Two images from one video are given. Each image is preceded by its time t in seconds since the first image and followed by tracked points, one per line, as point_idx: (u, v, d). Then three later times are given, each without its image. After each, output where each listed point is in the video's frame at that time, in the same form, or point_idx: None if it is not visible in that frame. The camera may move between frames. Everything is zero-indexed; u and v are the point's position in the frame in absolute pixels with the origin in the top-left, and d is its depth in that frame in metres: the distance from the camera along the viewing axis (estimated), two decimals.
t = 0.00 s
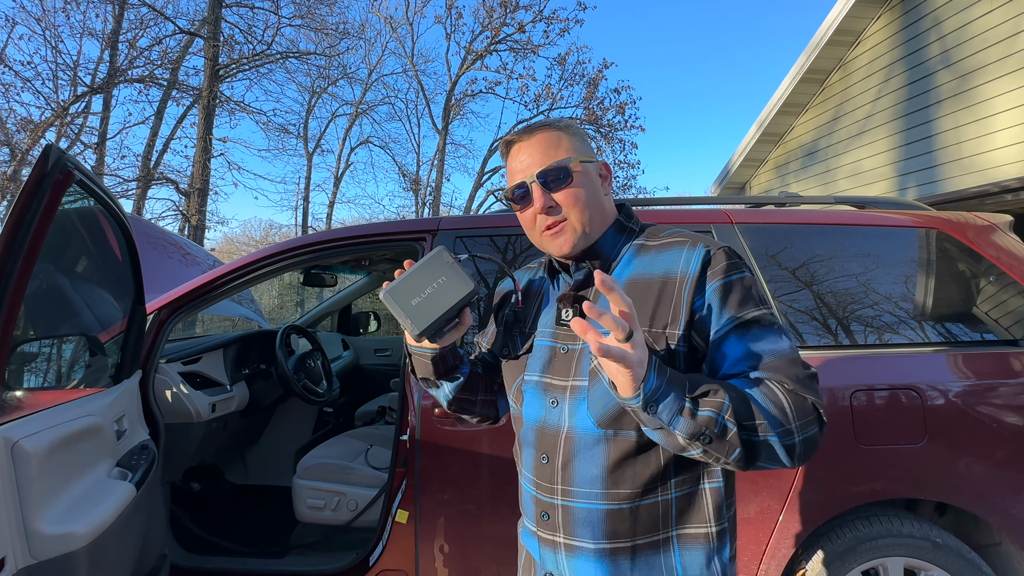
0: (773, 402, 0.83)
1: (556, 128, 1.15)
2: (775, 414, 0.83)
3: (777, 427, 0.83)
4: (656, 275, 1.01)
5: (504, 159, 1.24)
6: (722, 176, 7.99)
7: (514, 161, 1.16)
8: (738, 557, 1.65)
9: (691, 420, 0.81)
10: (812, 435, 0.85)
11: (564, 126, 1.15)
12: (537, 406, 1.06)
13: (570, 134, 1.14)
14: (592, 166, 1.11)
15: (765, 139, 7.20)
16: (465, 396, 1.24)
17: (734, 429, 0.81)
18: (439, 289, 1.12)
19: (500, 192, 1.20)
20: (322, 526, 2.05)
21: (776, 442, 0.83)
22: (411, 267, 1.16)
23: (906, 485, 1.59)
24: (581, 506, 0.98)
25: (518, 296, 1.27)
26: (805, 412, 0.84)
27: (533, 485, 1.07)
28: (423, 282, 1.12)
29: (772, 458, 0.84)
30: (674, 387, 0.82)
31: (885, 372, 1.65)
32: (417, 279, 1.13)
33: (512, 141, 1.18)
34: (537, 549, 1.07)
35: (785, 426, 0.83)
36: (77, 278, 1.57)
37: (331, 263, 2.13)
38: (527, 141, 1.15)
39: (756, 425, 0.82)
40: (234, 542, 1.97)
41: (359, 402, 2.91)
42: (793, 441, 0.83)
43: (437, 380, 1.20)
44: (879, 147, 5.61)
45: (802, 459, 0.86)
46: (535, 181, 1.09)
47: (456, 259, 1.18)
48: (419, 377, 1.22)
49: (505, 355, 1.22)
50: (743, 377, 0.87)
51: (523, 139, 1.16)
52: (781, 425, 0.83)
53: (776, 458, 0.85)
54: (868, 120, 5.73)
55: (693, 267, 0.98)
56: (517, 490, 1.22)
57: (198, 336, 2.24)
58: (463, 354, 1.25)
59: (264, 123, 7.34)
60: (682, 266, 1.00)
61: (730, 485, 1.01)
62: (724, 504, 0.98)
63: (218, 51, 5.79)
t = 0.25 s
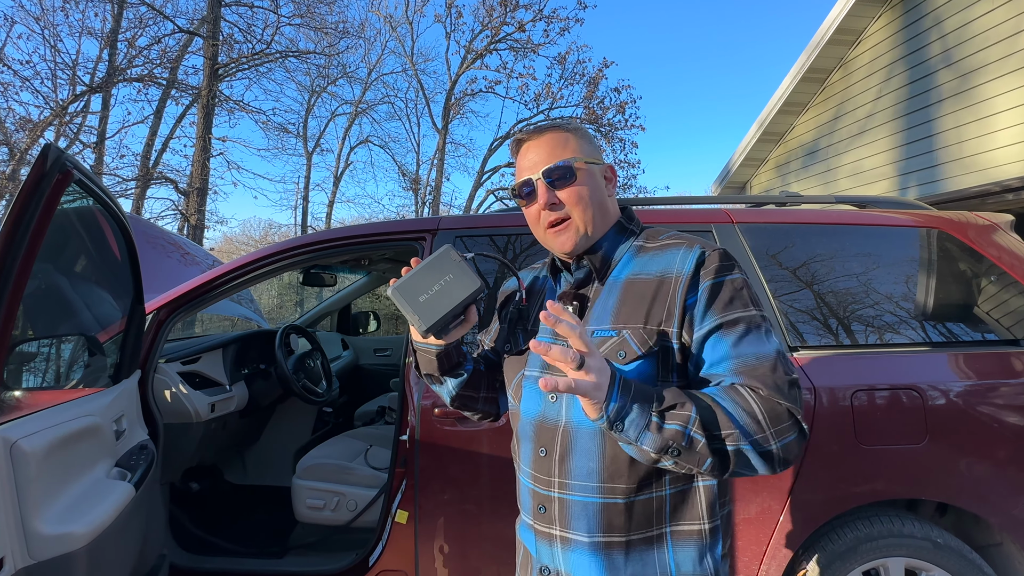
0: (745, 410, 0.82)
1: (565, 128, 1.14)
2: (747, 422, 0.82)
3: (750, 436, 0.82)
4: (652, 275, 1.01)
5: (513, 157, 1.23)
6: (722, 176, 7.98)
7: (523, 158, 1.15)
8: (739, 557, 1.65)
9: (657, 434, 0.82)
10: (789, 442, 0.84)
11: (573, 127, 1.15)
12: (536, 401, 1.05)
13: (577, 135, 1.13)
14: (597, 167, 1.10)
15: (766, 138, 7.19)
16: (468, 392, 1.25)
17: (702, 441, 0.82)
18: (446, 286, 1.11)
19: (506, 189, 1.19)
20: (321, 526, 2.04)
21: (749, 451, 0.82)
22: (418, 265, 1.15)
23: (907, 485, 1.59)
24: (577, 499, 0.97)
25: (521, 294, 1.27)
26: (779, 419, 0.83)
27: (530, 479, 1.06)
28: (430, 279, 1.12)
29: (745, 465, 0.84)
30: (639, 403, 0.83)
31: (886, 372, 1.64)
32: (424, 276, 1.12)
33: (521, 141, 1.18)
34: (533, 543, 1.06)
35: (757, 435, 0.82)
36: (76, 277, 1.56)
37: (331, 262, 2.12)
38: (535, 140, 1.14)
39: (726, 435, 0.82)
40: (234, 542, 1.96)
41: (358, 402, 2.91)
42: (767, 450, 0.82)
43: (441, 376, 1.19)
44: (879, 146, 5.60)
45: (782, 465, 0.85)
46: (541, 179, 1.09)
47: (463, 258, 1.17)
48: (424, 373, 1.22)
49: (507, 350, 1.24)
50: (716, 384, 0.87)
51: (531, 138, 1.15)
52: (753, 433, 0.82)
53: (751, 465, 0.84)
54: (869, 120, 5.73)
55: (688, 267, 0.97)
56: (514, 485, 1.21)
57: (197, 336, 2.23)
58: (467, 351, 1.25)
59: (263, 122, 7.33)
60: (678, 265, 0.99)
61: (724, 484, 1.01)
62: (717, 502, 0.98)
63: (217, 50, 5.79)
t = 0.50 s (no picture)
0: (721, 402, 0.81)
1: (565, 128, 1.13)
2: (722, 414, 0.80)
3: (724, 428, 0.80)
4: (645, 273, 1.00)
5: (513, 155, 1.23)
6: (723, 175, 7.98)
7: (523, 158, 1.15)
8: (739, 558, 1.64)
9: (628, 417, 0.83)
10: (768, 438, 0.81)
11: (574, 127, 1.14)
12: (535, 397, 1.04)
13: (577, 135, 1.12)
14: (597, 166, 1.09)
15: (767, 138, 7.19)
16: (470, 386, 1.24)
17: (673, 428, 0.82)
18: (449, 283, 1.11)
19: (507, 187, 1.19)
20: (321, 526, 2.04)
21: (721, 442, 0.81)
22: (422, 261, 1.15)
23: (908, 485, 1.58)
24: (572, 492, 0.97)
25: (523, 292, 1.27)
26: (757, 413, 0.80)
27: (527, 471, 1.06)
28: (434, 275, 1.11)
29: (720, 458, 0.82)
30: (611, 386, 0.84)
31: (887, 372, 1.64)
32: (428, 272, 1.12)
33: (522, 140, 1.17)
34: (531, 534, 1.06)
35: (731, 428, 0.80)
36: (75, 277, 1.56)
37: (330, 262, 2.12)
38: (535, 140, 1.13)
39: (698, 425, 0.81)
40: (233, 542, 1.96)
41: (358, 402, 2.90)
42: (743, 442, 0.81)
43: (444, 370, 1.19)
44: (880, 146, 5.60)
45: (762, 461, 0.83)
46: (540, 178, 1.08)
47: (467, 254, 1.17)
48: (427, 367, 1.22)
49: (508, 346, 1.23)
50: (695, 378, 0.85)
51: (531, 139, 1.14)
52: (727, 426, 0.80)
53: (727, 459, 0.82)
54: (870, 119, 5.72)
55: (679, 265, 0.97)
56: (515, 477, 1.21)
57: (197, 336, 2.23)
58: (468, 346, 1.24)
59: (263, 121, 7.32)
60: (670, 263, 0.99)
61: (717, 479, 1.01)
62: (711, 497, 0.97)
63: (217, 50, 5.78)
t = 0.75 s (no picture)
0: (725, 415, 0.80)
1: (553, 131, 1.13)
2: (727, 426, 0.79)
3: (731, 440, 0.79)
4: (636, 275, 1.00)
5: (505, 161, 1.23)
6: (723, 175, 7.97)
7: (514, 163, 1.15)
8: (740, 558, 1.64)
9: (637, 451, 0.81)
10: (774, 440, 0.81)
11: (563, 130, 1.13)
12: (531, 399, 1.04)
13: (566, 138, 1.11)
14: (586, 169, 1.09)
15: (767, 137, 7.18)
16: (470, 387, 1.23)
17: (682, 453, 0.80)
18: (445, 286, 1.11)
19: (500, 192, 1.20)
20: (320, 526, 2.03)
21: (730, 455, 0.80)
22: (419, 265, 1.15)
23: (909, 485, 1.58)
24: (566, 492, 0.97)
25: (520, 294, 1.26)
26: (760, 419, 0.80)
27: (525, 471, 1.06)
28: (430, 278, 1.11)
29: (731, 466, 0.82)
30: (612, 424, 0.81)
31: (888, 372, 1.63)
32: (424, 275, 1.12)
33: (513, 146, 1.17)
34: (530, 533, 1.06)
35: (737, 440, 0.79)
36: (74, 277, 1.55)
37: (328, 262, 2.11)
38: (524, 145, 1.13)
39: (706, 442, 0.79)
40: (232, 543, 1.95)
41: (357, 402, 2.90)
42: (751, 450, 0.80)
43: (444, 370, 1.19)
44: (882, 145, 5.59)
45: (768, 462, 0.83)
46: (528, 183, 1.09)
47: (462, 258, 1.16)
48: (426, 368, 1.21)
49: (504, 348, 1.22)
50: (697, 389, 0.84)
51: (521, 144, 1.14)
52: (734, 439, 0.79)
53: (737, 466, 0.82)
54: (871, 118, 5.71)
55: (671, 266, 0.96)
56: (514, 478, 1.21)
57: (196, 336, 2.22)
58: (468, 347, 1.24)
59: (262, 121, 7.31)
60: (661, 265, 0.98)
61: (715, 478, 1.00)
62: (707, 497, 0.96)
63: (216, 49, 5.77)
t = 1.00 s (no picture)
0: (742, 408, 0.80)
1: (551, 130, 1.12)
2: (745, 421, 0.79)
3: (748, 433, 0.79)
4: (635, 274, 0.99)
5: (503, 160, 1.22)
6: (724, 174, 7.97)
7: (512, 163, 1.15)
8: (741, 559, 1.63)
9: (655, 453, 0.79)
10: (786, 433, 0.82)
11: (560, 128, 1.13)
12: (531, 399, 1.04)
13: (564, 137, 1.11)
14: (584, 168, 1.09)
15: (768, 136, 7.17)
16: (470, 387, 1.23)
17: (700, 453, 0.79)
18: (442, 286, 1.10)
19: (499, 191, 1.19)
20: (319, 527, 2.03)
21: (747, 450, 0.79)
22: (418, 264, 1.14)
23: (910, 485, 1.58)
24: (565, 491, 0.97)
25: (519, 294, 1.26)
26: (775, 413, 0.80)
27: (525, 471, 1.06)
28: (427, 278, 1.11)
29: (746, 461, 0.82)
30: (629, 428, 0.79)
31: (889, 372, 1.63)
32: (421, 275, 1.11)
33: (509, 146, 1.16)
34: (529, 531, 1.06)
35: (755, 433, 0.79)
36: (73, 276, 1.55)
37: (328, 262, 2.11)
38: (522, 145, 1.12)
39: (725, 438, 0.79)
40: (232, 543, 1.95)
41: (357, 402, 2.89)
42: (766, 444, 0.80)
43: (442, 370, 1.18)
44: (883, 144, 5.58)
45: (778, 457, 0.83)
46: (526, 184, 1.09)
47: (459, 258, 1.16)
48: (425, 367, 1.20)
49: (503, 347, 1.21)
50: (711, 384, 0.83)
51: (518, 144, 1.14)
52: (751, 432, 0.79)
53: (751, 461, 0.82)
54: (872, 117, 5.71)
55: (670, 266, 0.96)
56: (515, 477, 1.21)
57: (196, 335, 2.21)
58: (467, 347, 1.23)
59: (261, 120, 7.29)
60: (660, 264, 0.98)
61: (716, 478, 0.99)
62: (707, 497, 0.96)
63: (215, 47, 5.76)
